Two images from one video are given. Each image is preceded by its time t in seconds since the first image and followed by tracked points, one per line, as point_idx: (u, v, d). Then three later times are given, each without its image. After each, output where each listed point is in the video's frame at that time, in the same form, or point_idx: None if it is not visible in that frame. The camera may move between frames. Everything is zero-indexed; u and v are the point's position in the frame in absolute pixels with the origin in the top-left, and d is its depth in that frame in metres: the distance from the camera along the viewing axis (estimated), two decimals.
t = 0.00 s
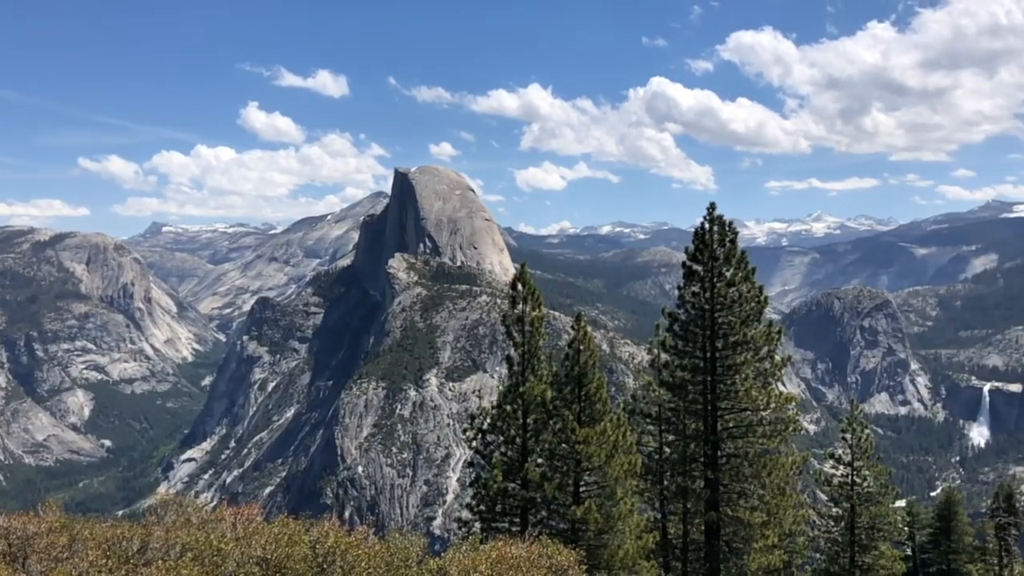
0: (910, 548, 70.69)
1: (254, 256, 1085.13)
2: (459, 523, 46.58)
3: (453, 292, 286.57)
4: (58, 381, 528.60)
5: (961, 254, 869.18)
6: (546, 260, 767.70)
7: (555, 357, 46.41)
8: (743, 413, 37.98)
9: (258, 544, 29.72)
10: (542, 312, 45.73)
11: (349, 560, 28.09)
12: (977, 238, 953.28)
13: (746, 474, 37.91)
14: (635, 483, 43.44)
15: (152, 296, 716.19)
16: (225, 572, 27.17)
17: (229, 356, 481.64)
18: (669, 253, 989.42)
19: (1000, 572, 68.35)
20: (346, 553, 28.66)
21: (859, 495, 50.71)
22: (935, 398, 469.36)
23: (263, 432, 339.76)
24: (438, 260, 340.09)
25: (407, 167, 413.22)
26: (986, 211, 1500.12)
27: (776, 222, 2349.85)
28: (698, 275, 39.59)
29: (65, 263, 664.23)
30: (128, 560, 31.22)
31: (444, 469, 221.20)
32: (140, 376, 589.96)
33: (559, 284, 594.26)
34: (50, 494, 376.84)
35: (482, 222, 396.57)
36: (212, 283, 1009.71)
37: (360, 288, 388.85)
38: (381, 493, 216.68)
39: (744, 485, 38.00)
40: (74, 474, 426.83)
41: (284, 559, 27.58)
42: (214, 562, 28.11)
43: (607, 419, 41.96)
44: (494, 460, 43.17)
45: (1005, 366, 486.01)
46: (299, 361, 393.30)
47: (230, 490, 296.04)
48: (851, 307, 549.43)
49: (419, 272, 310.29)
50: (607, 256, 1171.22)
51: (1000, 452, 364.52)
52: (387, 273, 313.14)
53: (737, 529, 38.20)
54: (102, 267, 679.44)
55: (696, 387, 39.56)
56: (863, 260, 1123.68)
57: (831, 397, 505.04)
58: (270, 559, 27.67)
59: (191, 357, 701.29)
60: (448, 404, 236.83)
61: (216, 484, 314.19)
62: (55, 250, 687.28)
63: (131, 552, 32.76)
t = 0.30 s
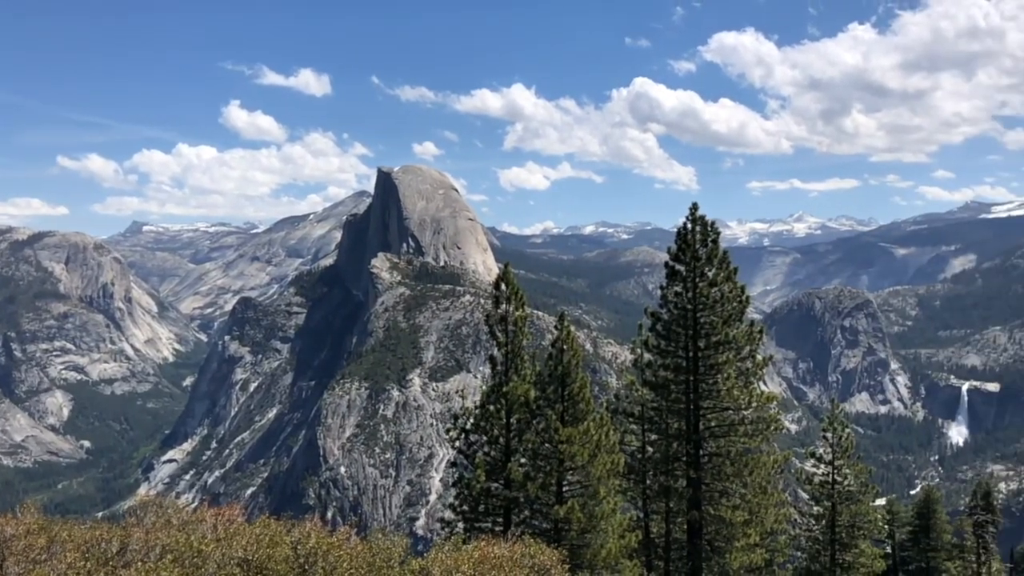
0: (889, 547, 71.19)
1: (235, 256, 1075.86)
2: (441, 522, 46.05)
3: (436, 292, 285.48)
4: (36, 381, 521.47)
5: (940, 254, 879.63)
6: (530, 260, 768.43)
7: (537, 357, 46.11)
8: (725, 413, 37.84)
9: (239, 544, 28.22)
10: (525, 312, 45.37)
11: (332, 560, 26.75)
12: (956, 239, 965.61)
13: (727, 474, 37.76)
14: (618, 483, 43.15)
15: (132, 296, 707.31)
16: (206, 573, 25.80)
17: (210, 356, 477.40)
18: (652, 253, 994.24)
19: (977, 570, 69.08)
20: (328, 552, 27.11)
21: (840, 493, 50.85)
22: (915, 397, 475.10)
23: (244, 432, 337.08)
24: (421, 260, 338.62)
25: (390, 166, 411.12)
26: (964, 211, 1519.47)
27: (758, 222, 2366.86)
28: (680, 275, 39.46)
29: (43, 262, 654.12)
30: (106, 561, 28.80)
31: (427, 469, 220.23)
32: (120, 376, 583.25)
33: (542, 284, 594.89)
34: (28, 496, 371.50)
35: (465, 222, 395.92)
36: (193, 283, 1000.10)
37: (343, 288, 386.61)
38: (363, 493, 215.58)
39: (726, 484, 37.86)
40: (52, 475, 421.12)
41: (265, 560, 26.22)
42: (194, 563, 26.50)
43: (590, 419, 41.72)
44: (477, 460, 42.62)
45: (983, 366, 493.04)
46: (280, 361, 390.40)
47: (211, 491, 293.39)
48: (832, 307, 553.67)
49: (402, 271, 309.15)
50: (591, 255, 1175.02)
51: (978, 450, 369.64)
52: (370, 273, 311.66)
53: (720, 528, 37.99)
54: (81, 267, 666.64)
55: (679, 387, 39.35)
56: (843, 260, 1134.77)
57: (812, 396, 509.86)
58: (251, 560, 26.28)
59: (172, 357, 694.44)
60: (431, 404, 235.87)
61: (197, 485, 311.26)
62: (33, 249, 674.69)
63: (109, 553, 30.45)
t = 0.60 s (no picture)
0: (870, 545, 71.44)
1: (217, 255, 1066.25)
2: (424, 523, 45.42)
3: (419, 292, 284.32)
4: (14, 382, 514.10)
5: (920, 255, 889.07)
6: (514, 260, 768.80)
7: (521, 357, 45.75)
8: (708, 412, 37.67)
9: (220, 544, 24.90)
10: (509, 312, 44.98)
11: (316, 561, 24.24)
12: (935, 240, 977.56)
13: (710, 473, 37.64)
14: (601, 482, 42.99)
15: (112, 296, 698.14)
16: None
17: (191, 356, 472.88)
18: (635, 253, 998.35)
19: (957, 570, 69.66)
20: (309, 553, 25.14)
21: (821, 493, 51.01)
22: (895, 396, 480.30)
23: (226, 433, 333.95)
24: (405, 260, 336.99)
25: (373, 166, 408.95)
26: (944, 212, 1537.72)
27: (740, 223, 2383.50)
28: (664, 275, 39.29)
29: (21, 261, 643.66)
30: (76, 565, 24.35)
31: (411, 469, 218.85)
32: (100, 377, 576.11)
33: (526, 283, 595.29)
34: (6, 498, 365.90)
35: (449, 222, 394.97)
36: (174, 283, 990.03)
37: (326, 288, 384.29)
38: (346, 494, 214.04)
39: (707, 483, 37.77)
40: (31, 477, 415.25)
41: (247, 558, 23.61)
42: (172, 566, 22.87)
43: (573, 418, 41.59)
44: (460, 460, 42.19)
45: (962, 365, 499.13)
46: (263, 361, 387.29)
47: (192, 492, 290.01)
48: (814, 307, 559.11)
49: (385, 271, 307.72)
50: (575, 255, 1177.48)
51: (956, 449, 374.29)
52: (353, 273, 309.77)
53: (702, 528, 37.93)
54: (60, 266, 658.51)
55: (661, 387, 39.29)
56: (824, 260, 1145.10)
57: (794, 395, 513.81)
58: (232, 562, 23.44)
59: (153, 357, 686.79)
60: (414, 404, 234.71)
61: (178, 486, 307.87)
62: (11, 249, 662.75)
63: (78, 565, 24.46)
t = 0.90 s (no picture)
0: (850, 544, 71.78)
1: (198, 255, 1055.63)
2: (406, 524, 44.78)
3: (403, 292, 283.28)
4: None
5: (900, 255, 899.11)
6: (497, 260, 768.42)
7: (504, 357, 45.36)
8: (691, 412, 37.56)
9: (202, 546, 24.06)
10: (494, 312, 44.75)
11: (298, 561, 24.25)
12: (915, 240, 988.68)
13: (693, 472, 37.60)
14: (583, 482, 42.83)
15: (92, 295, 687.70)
16: None
17: (172, 357, 467.86)
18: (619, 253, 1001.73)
19: (936, 568, 70.27)
20: (291, 555, 24.56)
21: (803, 491, 51.19)
22: (876, 396, 484.83)
23: (208, 434, 330.78)
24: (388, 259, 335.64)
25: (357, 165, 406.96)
26: (923, 213, 1556.84)
27: (723, 223, 2397.56)
28: (647, 275, 39.17)
29: None
30: (62, 569, 23.38)
31: (394, 469, 217.90)
32: (79, 378, 568.55)
33: (510, 283, 595.38)
34: None
35: (432, 222, 394.19)
36: (155, 283, 979.09)
37: (308, 287, 381.59)
38: (329, 495, 213.07)
39: (690, 482, 37.66)
40: (8, 480, 408.76)
41: (230, 561, 22.89)
42: (152, 570, 22.03)
43: (556, 418, 41.43)
44: (443, 461, 41.69)
45: (941, 365, 505.33)
46: (245, 361, 383.93)
47: (173, 494, 286.80)
48: (795, 307, 564.27)
49: (368, 271, 306.12)
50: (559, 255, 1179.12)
51: (936, 447, 378.78)
52: (335, 273, 307.81)
53: (686, 527, 37.78)
54: (39, 266, 647.90)
55: (644, 386, 39.23)
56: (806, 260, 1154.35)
57: (776, 395, 517.53)
58: (213, 563, 22.71)
59: (134, 358, 679.07)
60: (397, 405, 233.75)
61: (159, 488, 304.34)
62: None
63: (58, 569, 23.54)
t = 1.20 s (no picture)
0: (831, 542, 72.25)
1: (180, 254, 1045.83)
2: (390, 525, 44.18)
3: (386, 292, 282.07)
4: None
5: (880, 256, 908.40)
6: (481, 260, 768.90)
7: (488, 357, 45.01)
8: (673, 412, 37.51)
9: (181, 549, 23.17)
10: (477, 313, 44.35)
11: (279, 562, 23.64)
12: (895, 241, 999.94)
13: (676, 472, 37.51)
14: (567, 482, 42.61)
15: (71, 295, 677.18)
16: None
17: (153, 357, 463.18)
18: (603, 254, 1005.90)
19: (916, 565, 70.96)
20: (273, 557, 23.97)
21: (784, 490, 51.35)
22: (857, 395, 489.28)
23: (189, 435, 327.22)
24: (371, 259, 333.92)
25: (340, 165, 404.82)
26: (903, 214, 1574.14)
27: (706, 224, 2412.52)
28: (630, 275, 39.01)
29: None
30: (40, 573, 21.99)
31: (376, 470, 216.83)
32: (58, 379, 561.05)
33: (494, 283, 595.75)
34: None
35: (416, 221, 392.92)
36: (136, 283, 968.70)
37: (290, 288, 378.55)
38: (311, 496, 211.50)
39: (673, 482, 37.56)
40: None
41: (210, 564, 22.18)
42: (131, 572, 21.05)
43: (540, 418, 41.23)
44: (426, 461, 41.19)
45: (921, 365, 511.50)
46: (227, 362, 380.24)
47: (154, 496, 283.48)
48: (777, 307, 569.53)
49: (351, 271, 304.49)
50: (543, 255, 1181.12)
51: (915, 446, 383.32)
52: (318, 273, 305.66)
53: (668, 526, 37.69)
54: (17, 266, 630.32)
55: (627, 387, 39.11)
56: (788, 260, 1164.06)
57: (758, 395, 521.63)
58: (195, 566, 21.91)
59: (114, 359, 671.30)
60: (380, 406, 232.52)
61: (139, 490, 300.54)
62: None
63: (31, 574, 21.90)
